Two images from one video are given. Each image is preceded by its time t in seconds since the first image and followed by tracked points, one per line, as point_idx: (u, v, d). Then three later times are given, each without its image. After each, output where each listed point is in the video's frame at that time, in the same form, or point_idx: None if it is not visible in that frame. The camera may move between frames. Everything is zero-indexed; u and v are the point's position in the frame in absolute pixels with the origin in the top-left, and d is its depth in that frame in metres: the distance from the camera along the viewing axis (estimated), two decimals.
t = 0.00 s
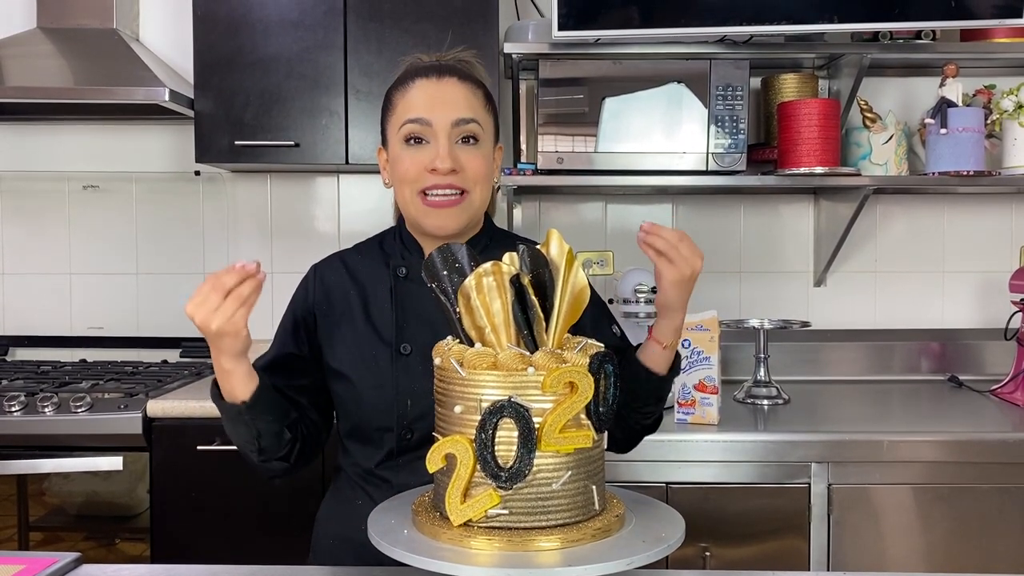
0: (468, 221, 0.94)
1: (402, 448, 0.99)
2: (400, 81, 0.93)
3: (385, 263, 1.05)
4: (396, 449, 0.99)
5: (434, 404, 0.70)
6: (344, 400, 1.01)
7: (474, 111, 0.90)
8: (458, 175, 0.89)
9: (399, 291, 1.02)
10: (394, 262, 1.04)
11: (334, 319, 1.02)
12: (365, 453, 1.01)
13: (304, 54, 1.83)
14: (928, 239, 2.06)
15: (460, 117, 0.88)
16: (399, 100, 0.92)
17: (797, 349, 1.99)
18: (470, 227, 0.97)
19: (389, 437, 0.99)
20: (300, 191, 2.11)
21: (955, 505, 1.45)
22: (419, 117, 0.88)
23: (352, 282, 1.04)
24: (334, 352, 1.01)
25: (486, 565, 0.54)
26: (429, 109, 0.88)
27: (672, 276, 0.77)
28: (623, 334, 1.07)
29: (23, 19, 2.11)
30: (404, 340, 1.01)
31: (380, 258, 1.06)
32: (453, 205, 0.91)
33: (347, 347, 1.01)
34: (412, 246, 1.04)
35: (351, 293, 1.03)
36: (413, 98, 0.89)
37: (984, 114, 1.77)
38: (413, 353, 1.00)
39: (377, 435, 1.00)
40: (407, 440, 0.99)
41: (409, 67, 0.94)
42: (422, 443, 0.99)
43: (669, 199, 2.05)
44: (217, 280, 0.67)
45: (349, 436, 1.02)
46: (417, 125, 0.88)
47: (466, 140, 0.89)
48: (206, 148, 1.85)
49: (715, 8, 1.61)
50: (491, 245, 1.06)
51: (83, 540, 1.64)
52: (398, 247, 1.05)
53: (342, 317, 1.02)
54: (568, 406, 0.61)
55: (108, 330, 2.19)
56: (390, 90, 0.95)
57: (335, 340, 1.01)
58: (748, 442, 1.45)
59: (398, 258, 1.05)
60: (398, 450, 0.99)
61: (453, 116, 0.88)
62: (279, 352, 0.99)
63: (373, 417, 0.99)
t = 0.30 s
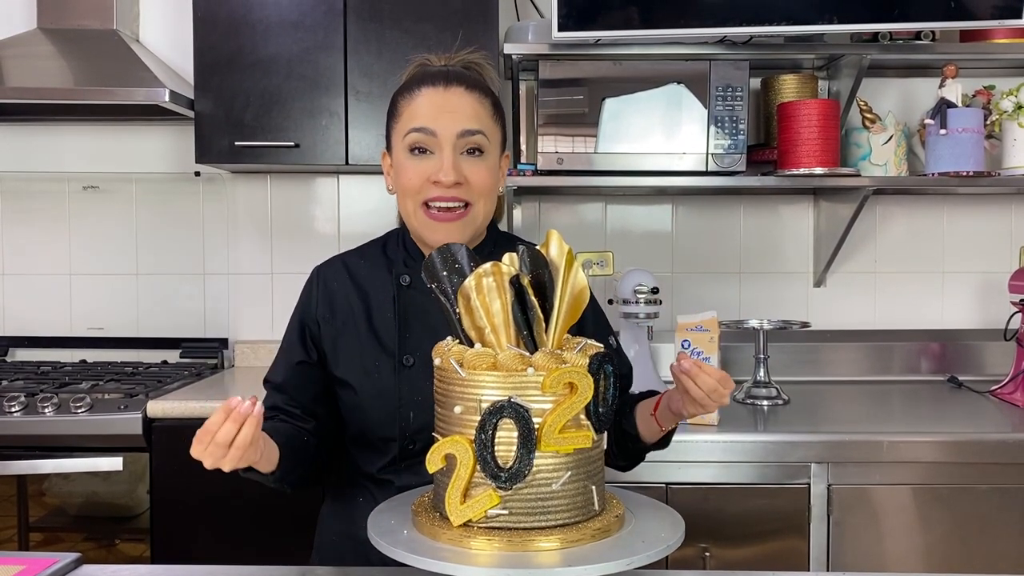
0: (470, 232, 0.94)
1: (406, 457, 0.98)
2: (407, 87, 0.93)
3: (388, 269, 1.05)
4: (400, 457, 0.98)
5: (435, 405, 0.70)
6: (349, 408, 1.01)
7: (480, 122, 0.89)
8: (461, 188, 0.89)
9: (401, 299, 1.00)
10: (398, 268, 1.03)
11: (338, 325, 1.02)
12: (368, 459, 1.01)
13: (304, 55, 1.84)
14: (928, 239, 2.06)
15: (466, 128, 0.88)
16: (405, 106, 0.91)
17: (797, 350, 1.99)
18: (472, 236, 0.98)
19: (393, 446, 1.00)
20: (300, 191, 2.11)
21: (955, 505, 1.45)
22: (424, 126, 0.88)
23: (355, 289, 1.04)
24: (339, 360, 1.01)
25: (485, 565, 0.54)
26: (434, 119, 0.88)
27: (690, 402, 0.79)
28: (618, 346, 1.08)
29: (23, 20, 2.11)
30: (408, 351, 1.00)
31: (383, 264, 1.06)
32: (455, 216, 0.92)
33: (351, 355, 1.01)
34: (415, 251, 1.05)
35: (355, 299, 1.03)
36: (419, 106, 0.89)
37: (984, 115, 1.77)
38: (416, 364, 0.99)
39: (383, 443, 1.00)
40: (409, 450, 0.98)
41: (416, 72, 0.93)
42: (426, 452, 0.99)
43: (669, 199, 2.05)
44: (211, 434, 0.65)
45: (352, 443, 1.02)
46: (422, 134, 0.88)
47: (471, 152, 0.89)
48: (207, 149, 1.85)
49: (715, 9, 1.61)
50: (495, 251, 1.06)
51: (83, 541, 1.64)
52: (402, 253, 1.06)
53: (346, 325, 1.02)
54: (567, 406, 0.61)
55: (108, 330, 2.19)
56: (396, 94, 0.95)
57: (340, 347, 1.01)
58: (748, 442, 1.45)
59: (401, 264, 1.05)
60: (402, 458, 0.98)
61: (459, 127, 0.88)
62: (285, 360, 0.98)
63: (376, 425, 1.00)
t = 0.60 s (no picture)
0: (479, 225, 0.93)
1: (408, 455, 0.99)
2: (409, 84, 0.93)
3: (390, 267, 1.05)
4: (402, 456, 0.99)
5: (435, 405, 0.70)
6: (352, 406, 1.01)
7: (485, 114, 0.90)
8: (469, 178, 0.89)
9: (404, 297, 1.01)
10: (399, 266, 1.03)
11: (339, 323, 1.02)
12: (369, 458, 1.01)
13: (304, 55, 1.83)
14: (928, 239, 2.06)
15: (471, 119, 0.88)
16: (408, 102, 0.91)
17: (797, 350, 1.99)
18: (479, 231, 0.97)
19: (394, 444, 1.00)
20: (300, 192, 2.11)
21: (954, 505, 1.45)
22: (430, 118, 0.88)
23: (357, 288, 1.03)
24: (342, 358, 1.01)
25: (485, 565, 0.54)
26: (440, 111, 0.88)
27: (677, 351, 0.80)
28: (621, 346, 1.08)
29: (23, 20, 2.11)
30: (410, 350, 1.00)
31: (386, 262, 1.05)
32: (464, 208, 0.91)
33: (354, 353, 1.01)
34: (417, 246, 1.04)
35: (357, 297, 1.03)
36: (423, 100, 0.89)
37: (984, 114, 1.77)
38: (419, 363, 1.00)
39: (384, 442, 1.00)
40: (411, 449, 0.98)
41: (417, 70, 0.94)
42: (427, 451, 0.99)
43: (669, 200, 2.05)
44: (225, 346, 0.68)
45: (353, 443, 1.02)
46: (428, 126, 0.88)
47: (477, 143, 0.89)
48: (207, 149, 1.85)
49: (715, 8, 1.61)
50: (496, 250, 1.07)
51: (83, 541, 1.64)
52: (405, 251, 1.05)
53: (348, 323, 1.02)
54: (567, 406, 0.61)
55: (108, 330, 2.18)
56: (397, 93, 0.95)
57: (342, 345, 1.01)
58: (748, 442, 1.45)
59: (403, 262, 1.04)
60: (404, 456, 0.99)
61: (464, 118, 0.88)
62: (286, 355, 0.97)
63: (377, 424, 1.00)
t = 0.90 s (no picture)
0: (463, 225, 0.94)
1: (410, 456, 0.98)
2: (401, 81, 0.93)
3: (385, 269, 1.05)
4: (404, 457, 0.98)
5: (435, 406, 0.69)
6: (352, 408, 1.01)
7: (474, 114, 0.90)
8: (454, 178, 0.89)
9: (401, 299, 1.01)
10: (395, 268, 1.03)
11: (337, 326, 1.02)
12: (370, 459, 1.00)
13: (303, 54, 1.83)
14: (928, 239, 2.06)
15: (458, 119, 0.88)
16: (398, 100, 0.91)
17: (797, 349, 1.99)
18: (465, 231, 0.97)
19: (395, 445, 0.99)
20: (299, 192, 2.11)
21: (955, 505, 1.45)
22: (417, 117, 0.88)
23: (353, 290, 1.03)
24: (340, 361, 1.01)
25: (486, 564, 0.54)
26: (427, 110, 0.88)
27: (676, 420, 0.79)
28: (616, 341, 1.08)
29: (23, 19, 2.11)
30: (408, 350, 1.00)
31: (381, 265, 1.06)
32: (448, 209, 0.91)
33: (351, 356, 1.00)
34: (411, 250, 1.05)
35: (354, 300, 1.03)
36: (412, 98, 0.89)
37: (984, 114, 1.77)
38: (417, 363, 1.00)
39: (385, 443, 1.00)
40: (412, 449, 0.98)
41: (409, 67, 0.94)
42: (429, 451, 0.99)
43: (669, 199, 2.05)
44: (288, 490, 0.63)
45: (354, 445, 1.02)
46: (415, 126, 0.88)
47: (464, 144, 0.89)
48: (206, 149, 1.85)
49: (715, 8, 1.61)
50: (491, 248, 1.06)
51: (83, 541, 1.64)
52: (399, 254, 1.06)
53: (345, 326, 1.01)
54: (568, 406, 0.61)
55: (108, 330, 2.18)
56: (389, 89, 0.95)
57: (340, 347, 1.01)
58: (749, 441, 1.45)
59: (397, 264, 1.05)
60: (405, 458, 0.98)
61: (451, 118, 0.88)
62: (286, 365, 0.98)
63: (377, 425, 1.00)
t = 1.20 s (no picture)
0: (469, 207, 0.92)
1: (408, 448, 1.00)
2: (390, 80, 0.94)
3: (382, 266, 1.05)
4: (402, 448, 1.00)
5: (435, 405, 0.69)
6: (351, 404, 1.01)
7: (468, 101, 0.90)
8: (456, 160, 0.88)
9: (396, 293, 1.02)
10: (390, 264, 1.03)
11: (335, 324, 1.01)
12: (368, 455, 1.00)
13: (303, 53, 1.83)
14: (928, 238, 2.06)
15: (454, 105, 0.89)
16: (392, 95, 0.92)
17: (797, 349, 1.99)
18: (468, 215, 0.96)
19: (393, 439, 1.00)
20: (299, 191, 2.11)
21: (954, 504, 1.45)
22: (414, 104, 0.89)
23: (351, 288, 1.03)
24: (337, 358, 1.01)
25: (485, 564, 0.54)
26: (423, 96, 0.89)
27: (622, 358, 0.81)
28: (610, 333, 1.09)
29: (23, 19, 2.11)
30: (403, 342, 1.01)
31: (376, 262, 1.05)
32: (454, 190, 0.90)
33: (349, 352, 1.01)
34: (405, 244, 1.03)
35: (352, 298, 1.02)
36: (407, 88, 0.90)
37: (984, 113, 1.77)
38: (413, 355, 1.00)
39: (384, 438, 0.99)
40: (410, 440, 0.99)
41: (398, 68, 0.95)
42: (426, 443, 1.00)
43: (669, 199, 2.05)
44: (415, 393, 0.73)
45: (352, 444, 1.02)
46: (412, 112, 0.89)
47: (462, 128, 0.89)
48: (207, 148, 1.85)
49: (716, 7, 1.60)
50: (485, 242, 1.06)
51: (83, 540, 1.63)
52: (394, 249, 1.04)
53: (343, 323, 1.01)
54: (567, 405, 0.61)
55: (108, 330, 2.18)
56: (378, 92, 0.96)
57: (338, 344, 1.01)
58: (749, 441, 1.45)
59: (393, 260, 1.04)
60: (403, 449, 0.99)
61: (448, 102, 0.88)
62: (287, 363, 0.99)
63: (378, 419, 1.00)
